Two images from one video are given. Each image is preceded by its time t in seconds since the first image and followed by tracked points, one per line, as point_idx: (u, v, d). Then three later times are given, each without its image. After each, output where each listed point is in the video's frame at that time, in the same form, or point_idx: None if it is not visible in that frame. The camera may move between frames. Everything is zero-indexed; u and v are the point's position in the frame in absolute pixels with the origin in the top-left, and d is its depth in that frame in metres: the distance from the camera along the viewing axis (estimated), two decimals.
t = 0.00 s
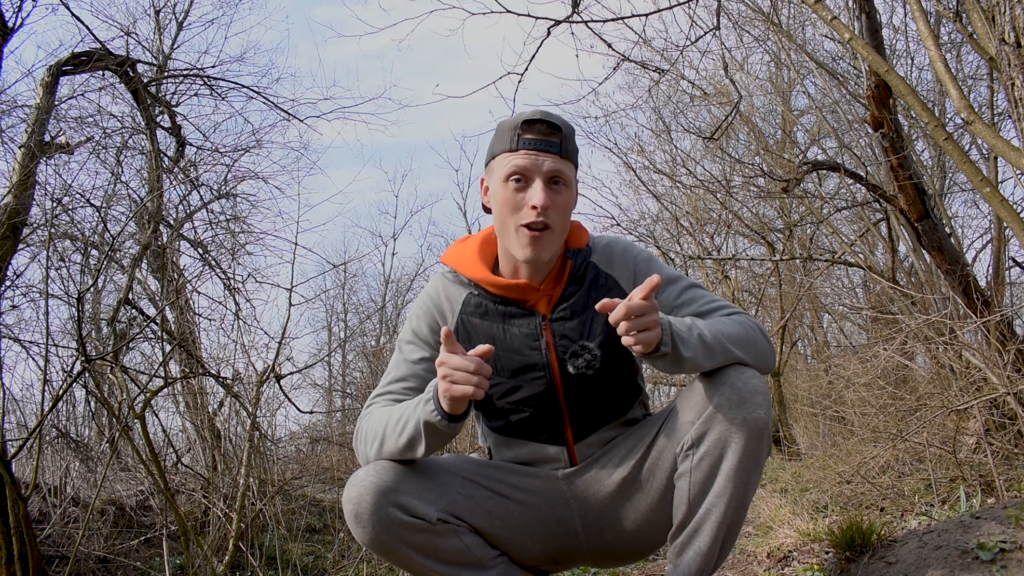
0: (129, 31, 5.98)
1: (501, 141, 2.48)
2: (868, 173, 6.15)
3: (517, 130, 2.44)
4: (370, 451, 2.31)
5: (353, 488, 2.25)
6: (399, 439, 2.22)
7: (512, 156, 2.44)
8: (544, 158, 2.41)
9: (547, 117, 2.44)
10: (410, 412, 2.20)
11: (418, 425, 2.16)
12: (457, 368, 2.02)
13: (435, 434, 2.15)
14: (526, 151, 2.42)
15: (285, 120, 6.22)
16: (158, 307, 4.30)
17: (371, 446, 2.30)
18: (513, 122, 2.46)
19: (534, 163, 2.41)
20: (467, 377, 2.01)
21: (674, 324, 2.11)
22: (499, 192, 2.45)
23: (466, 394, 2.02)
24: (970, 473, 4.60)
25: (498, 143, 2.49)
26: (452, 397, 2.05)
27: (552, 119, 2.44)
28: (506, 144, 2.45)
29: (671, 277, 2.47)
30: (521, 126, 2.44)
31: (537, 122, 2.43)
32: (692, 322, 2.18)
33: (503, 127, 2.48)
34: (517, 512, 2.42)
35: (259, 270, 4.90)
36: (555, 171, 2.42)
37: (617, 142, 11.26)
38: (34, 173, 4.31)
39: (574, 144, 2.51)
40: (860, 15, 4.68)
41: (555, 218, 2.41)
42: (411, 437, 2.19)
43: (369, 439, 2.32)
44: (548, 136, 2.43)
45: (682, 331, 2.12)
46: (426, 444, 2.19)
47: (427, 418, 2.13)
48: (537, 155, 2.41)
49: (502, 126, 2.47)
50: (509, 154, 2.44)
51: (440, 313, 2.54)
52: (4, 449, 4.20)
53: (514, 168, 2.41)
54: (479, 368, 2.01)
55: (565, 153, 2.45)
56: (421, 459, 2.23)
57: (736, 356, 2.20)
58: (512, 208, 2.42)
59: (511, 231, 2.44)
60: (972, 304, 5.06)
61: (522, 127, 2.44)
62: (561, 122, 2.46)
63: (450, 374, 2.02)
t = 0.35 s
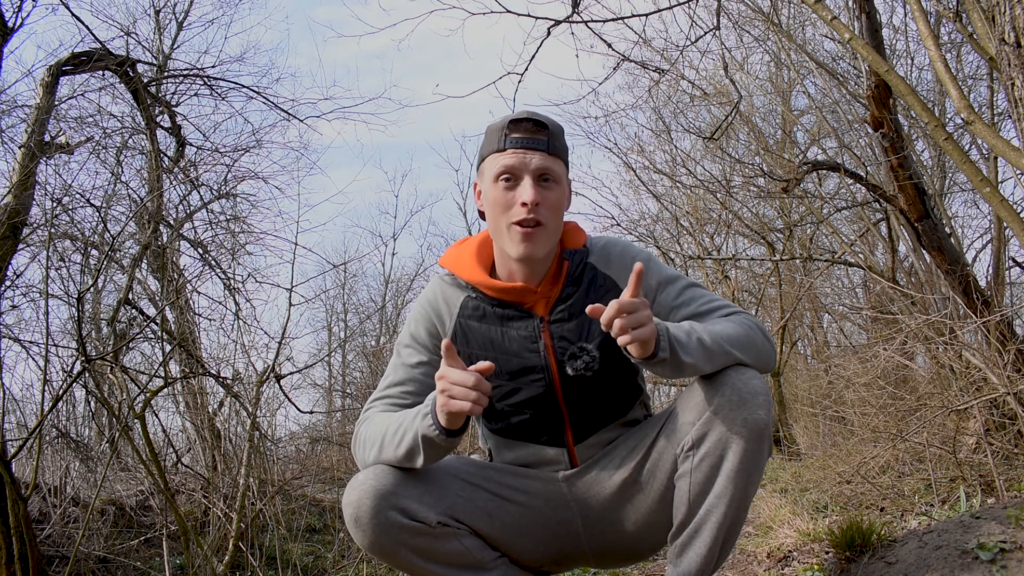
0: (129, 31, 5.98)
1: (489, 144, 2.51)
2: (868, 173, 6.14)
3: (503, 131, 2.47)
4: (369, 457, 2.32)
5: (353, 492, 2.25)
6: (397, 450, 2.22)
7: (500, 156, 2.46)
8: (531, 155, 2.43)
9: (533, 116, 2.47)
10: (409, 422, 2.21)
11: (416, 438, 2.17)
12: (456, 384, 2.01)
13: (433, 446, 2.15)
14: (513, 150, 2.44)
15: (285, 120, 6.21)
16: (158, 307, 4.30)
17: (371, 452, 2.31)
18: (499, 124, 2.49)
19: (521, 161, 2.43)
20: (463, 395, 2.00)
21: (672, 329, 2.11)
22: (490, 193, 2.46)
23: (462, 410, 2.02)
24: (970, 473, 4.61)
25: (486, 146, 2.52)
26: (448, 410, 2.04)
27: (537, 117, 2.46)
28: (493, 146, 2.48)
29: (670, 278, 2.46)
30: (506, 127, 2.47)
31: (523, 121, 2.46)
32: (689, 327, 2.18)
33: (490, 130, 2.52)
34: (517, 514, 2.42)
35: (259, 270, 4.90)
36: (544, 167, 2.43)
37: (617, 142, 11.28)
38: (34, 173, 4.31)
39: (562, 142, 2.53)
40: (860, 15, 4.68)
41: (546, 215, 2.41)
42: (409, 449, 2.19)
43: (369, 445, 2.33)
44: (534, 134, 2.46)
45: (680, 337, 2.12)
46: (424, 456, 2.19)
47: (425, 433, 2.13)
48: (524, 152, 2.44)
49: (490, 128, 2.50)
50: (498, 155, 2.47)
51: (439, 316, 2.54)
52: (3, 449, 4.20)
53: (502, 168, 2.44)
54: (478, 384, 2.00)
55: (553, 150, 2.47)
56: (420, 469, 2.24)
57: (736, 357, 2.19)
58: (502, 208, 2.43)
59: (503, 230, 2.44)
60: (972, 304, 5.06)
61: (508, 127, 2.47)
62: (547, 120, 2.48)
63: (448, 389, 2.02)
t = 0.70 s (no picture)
0: (129, 31, 5.98)
1: (481, 143, 2.54)
2: (868, 173, 6.14)
3: (494, 127, 2.50)
4: (364, 464, 2.30)
5: (352, 499, 2.25)
6: (391, 468, 2.20)
7: (492, 152, 2.49)
8: (523, 148, 2.46)
9: (523, 112, 2.51)
10: (405, 442, 2.18)
11: (411, 464, 2.14)
12: (455, 425, 1.97)
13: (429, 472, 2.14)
14: (504, 144, 2.48)
15: (285, 120, 6.21)
16: (158, 307, 4.30)
17: (367, 461, 2.29)
18: (490, 123, 2.53)
19: (513, 154, 2.46)
20: (461, 441, 1.96)
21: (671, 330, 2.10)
22: (484, 189, 2.48)
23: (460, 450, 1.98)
24: (970, 473, 4.61)
25: (479, 146, 2.56)
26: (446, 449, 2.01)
27: (526, 112, 2.51)
28: (485, 143, 2.52)
29: (669, 278, 2.46)
30: (497, 124, 2.51)
31: (512, 118, 2.50)
32: (688, 328, 2.17)
33: (481, 130, 2.56)
34: (518, 516, 2.42)
35: (259, 270, 4.90)
36: (535, 160, 2.46)
37: (617, 142, 11.29)
38: (34, 173, 4.31)
39: (554, 139, 2.56)
40: (860, 16, 4.68)
41: (542, 206, 2.42)
42: (404, 472, 2.17)
43: (365, 454, 2.31)
44: (525, 128, 2.50)
45: (679, 338, 2.12)
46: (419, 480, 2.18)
47: (420, 463, 2.11)
48: (516, 146, 2.47)
49: (480, 128, 2.54)
50: (490, 152, 2.50)
51: (439, 318, 2.54)
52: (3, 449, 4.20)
53: (495, 163, 2.46)
54: (475, 428, 1.94)
55: (544, 144, 2.49)
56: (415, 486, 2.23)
57: (735, 358, 2.19)
58: (498, 202, 2.44)
59: (499, 222, 2.44)
60: (972, 304, 5.06)
61: (499, 124, 2.51)
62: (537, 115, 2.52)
63: (447, 429, 1.99)
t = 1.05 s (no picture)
0: (129, 31, 5.98)
1: (482, 142, 2.54)
2: (868, 173, 6.14)
3: (495, 127, 2.50)
4: (364, 465, 2.30)
5: (351, 502, 2.25)
6: (390, 474, 2.20)
7: (494, 152, 2.49)
8: (524, 148, 2.46)
9: (525, 111, 2.51)
10: (406, 450, 2.17)
11: (411, 475, 2.13)
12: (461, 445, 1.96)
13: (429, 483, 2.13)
14: (505, 144, 2.47)
15: (285, 119, 6.21)
16: (158, 307, 4.30)
17: (367, 463, 2.28)
18: (491, 121, 2.52)
19: (514, 154, 2.45)
20: (467, 465, 1.94)
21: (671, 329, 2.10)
22: (485, 188, 2.47)
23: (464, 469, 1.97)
24: (970, 473, 4.61)
25: (479, 145, 2.55)
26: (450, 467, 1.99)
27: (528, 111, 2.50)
28: (486, 142, 2.51)
29: (668, 278, 2.46)
30: (498, 123, 2.51)
31: (513, 117, 2.50)
32: (688, 327, 2.17)
33: (483, 129, 2.55)
34: (517, 517, 2.42)
35: (259, 270, 4.90)
36: (537, 159, 2.46)
37: (617, 142, 11.30)
38: (34, 173, 4.31)
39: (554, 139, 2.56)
40: (860, 16, 4.68)
41: (543, 206, 2.42)
42: (403, 481, 2.16)
43: (365, 456, 2.30)
44: (526, 128, 2.49)
45: (679, 336, 2.12)
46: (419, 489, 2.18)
47: (420, 476, 2.10)
48: (517, 145, 2.46)
49: (481, 126, 2.54)
50: (491, 151, 2.49)
51: (439, 317, 2.53)
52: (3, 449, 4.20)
53: (496, 162, 2.46)
54: (479, 449, 1.91)
55: (545, 144, 2.49)
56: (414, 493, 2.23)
57: (735, 358, 2.19)
58: (499, 201, 2.44)
59: (500, 221, 2.44)
60: (972, 304, 5.06)
61: (500, 123, 2.50)
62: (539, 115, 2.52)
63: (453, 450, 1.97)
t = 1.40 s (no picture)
0: (129, 31, 5.98)
1: (485, 141, 2.54)
2: (868, 173, 6.14)
3: (498, 128, 2.49)
4: (364, 465, 2.29)
5: (349, 504, 2.26)
6: (389, 479, 2.19)
7: (495, 152, 2.48)
8: (525, 151, 2.45)
9: (529, 113, 2.49)
10: (407, 456, 2.16)
11: (411, 483, 2.12)
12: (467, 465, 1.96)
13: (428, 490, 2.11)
14: (507, 145, 2.46)
15: (285, 119, 6.21)
16: (158, 308, 4.30)
17: (368, 465, 2.27)
18: (495, 122, 2.52)
19: (515, 157, 2.45)
20: (472, 487, 1.94)
21: (676, 333, 2.09)
22: (484, 189, 2.48)
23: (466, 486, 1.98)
24: (970, 473, 4.61)
25: (482, 145, 2.55)
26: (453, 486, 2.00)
27: (531, 113, 2.48)
28: (489, 142, 2.51)
29: (666, 277, 2.46)
30: (501, 123, 2.50)
31: (517, 118, 2.48)
32: (692, 329, 2.16)
33: (486, 129, 2.54)
34: (516, 518, 2.42)
35: (259, 270, 4.90)
36: (537, 163, 2.45)
37: (617, 143, 11.31)
38: (34, 173, 4.31)
39: (558, 142, 2.54)
40: (860, 16, 4.68)
41: (540, 210, 2.42)
42: (402, 487, 2.15)
43: (366, 458, 2.29)
44: (529, 131, 2.48)
45: (684, 339, 2.10)
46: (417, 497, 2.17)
47: (420, 486, 2.09)
48: (518, 148, 2.45)
49: (485, 127, 2.53)
50: (492, 151, 2.49)
51: (439, 316, 2.54)
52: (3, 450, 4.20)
53: (496, 164, 2.46)
54: (484, 472, 1.91)
55: (547, 147, 2.48)
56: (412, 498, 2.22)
57: (736, 358, 2.19)
58: (496, 203, 2.45)
59: (496, 223, 2.45)
60: (972, 304, 5.06)
61: (503, 124, 2.49)
62: (543, 117, 2.50)
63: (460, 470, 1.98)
